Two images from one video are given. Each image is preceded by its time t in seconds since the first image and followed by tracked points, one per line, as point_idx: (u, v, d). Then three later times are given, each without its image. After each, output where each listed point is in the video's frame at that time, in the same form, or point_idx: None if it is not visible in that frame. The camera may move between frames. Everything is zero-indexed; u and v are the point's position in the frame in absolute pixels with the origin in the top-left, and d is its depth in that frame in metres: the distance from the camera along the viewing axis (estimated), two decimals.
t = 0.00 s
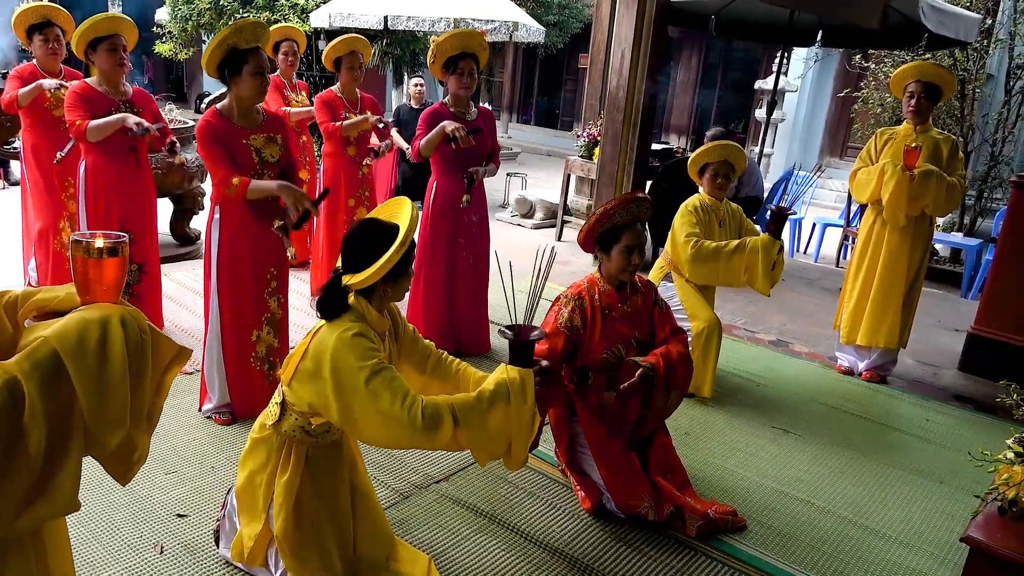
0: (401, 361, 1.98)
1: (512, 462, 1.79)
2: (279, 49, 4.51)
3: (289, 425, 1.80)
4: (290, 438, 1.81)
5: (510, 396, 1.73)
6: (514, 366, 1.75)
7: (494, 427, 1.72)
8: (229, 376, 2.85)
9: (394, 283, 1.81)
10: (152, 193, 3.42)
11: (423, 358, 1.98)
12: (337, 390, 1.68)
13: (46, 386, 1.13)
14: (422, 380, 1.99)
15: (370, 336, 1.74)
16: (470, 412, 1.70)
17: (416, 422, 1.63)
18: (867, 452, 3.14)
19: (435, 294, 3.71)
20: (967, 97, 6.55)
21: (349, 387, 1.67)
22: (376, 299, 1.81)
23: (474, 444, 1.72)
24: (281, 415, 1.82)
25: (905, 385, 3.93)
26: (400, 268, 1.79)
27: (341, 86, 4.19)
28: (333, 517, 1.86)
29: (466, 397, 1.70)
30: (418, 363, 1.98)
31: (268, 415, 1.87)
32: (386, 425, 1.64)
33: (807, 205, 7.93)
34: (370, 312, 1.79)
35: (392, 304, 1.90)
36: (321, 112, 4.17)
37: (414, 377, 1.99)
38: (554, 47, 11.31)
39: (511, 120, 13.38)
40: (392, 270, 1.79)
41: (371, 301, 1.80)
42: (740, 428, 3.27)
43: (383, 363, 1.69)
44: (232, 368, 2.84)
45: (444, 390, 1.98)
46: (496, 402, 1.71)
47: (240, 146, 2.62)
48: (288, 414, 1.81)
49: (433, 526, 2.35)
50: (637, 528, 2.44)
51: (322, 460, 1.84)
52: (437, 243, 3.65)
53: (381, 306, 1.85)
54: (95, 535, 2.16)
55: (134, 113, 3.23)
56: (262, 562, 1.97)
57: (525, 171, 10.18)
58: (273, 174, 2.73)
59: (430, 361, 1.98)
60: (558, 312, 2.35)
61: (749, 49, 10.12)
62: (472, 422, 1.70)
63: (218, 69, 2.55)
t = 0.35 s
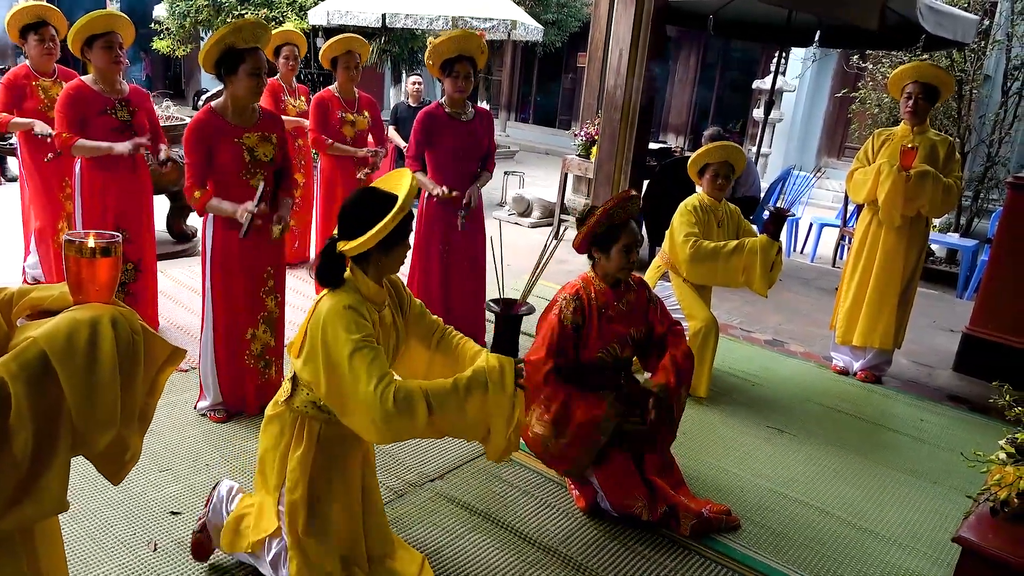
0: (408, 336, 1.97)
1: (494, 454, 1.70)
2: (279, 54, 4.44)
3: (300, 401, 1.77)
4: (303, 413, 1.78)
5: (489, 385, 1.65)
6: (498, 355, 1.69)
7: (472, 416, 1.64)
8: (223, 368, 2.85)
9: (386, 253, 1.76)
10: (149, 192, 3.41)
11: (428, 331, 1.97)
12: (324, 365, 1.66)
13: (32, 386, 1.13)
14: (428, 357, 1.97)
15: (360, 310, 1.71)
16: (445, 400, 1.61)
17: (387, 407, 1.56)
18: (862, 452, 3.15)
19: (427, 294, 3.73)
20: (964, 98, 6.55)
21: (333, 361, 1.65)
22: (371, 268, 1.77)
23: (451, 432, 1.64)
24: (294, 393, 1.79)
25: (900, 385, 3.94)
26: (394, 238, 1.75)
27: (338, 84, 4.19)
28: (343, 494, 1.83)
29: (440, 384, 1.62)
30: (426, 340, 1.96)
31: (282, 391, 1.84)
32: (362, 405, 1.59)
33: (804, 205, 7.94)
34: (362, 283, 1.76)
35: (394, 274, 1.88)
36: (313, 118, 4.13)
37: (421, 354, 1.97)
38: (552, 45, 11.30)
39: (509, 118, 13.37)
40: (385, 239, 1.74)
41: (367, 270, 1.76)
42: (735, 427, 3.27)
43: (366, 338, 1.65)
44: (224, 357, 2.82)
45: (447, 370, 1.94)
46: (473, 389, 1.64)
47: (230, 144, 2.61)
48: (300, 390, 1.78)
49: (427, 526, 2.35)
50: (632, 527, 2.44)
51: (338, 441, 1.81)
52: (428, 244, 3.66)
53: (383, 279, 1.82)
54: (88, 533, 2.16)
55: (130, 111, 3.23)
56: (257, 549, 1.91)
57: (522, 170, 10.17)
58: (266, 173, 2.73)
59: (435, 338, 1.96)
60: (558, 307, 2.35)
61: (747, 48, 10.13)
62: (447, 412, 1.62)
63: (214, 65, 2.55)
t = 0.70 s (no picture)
0: (397, 327, 1.96)
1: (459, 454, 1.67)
2: (273, 45, 4.45)
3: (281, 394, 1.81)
4: (285, 406, 1.81)
5: (450, 379, 1.60)
6: (465, 348, 1.62)
7: (431, 407, 1.62)
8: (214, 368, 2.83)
9: (340, 230, 1.73)
10: (141, 188, 3.40)
11: (417, 322, 1.95)
12: (285, 353, 1.69)
13: (15, 389, 1.13)
14: (421, 349, 1.94)
15: (321, 299, 1.72)
16: (400, 392, 1.59)
17: (335, 395, 1.57)
18: (854, 450, 3.16)
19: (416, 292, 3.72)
20: (957, 96, 6.55)
21: (293, 350, 1.68)
22: (332, 252, 1.77)
23: (411, 424, 1.62)
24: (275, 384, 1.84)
25: (893, 382, 3.96)
26: (344, 214, 1.72)
27: (332, 81, 4.16)
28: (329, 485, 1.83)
29: (397, 375, 1.60)
30: (416, 333, 1.94)
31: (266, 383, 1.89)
32: (317, 395, 1.61)
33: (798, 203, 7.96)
34: (331, 274, 1.78)
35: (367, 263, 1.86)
36: (306, 108, 4.12)
37: (415, 346, 1.96)
38: (547, 43, 11.29)
39: (503, 116, 13.36)
40: (334, 217, 1.72)
41: (330, 257, 1.77)
42: (729, 424, 3.28)
43: (322, 327, 1.66)
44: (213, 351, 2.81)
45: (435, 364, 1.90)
46: (432, 381, 1.60)
47: (222, 142, 2.62)
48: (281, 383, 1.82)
49: (420, 522, 2.36)
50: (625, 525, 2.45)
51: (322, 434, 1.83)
52: (420, 243, 3.67)
53: (355, 268, 1.81)
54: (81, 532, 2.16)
55: (120, 108, 3.20)
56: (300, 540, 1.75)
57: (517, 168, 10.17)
58: (259, 171, 2.73)
59: (426, 331, 1.93)
60: (559, 303, 2.36)
61: (742, 46, 10.12)
62: (403, 404, 1.60)
63: (205, 60, 2.55)
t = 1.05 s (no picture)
0: (366, 331, 1.94)
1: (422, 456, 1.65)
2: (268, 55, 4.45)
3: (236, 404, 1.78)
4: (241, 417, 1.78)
5: (409, 379, 1.59)
6: (430, 346, 1.58)
7: (388, 409, 1.60)
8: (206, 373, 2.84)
9: (289, 235, 1.73)
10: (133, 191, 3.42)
11: (390, 324, 1.92)
12: (236, 359, 1.69)
13: (8, 394, 1.14)
14: (393, 349, 1.92)
15: (271, 303, 1.71)
16: (353, 393, 1.58)
17: (285, 399, 1.55)
18: (847, 451, 3.18)
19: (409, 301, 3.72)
20: (950, 100, 6.58)
21: (242, 358, 1.67)
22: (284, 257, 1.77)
23: (367, 427, 1.61)
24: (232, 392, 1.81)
25: (886, 384, 3.98)
26: (295, 215, 1.71)
27: (331, 85, 4.14)
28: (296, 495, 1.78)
29: (353, 376, 1.59)
30: (388, 335, 1.92)
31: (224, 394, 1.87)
32: (266, 400, 1.59)
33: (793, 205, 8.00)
34: (285, 279, 1.77)
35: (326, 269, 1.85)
36: (304, 114, 4.11)
37: (385, 347, 1.94)
38: (543, 45, 11.31)
39: (500, 118, 13.39)
40: (284, 218, 1.71)
41: (285, 264, 1.77)
42: (722, 426, 3.30)
43: (270, 331, 1.65)
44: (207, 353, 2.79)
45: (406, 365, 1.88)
46: (390, 381, 1.59)
47: (223, 143, 2.63)
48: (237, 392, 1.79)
49: (414, 524, 2.37)
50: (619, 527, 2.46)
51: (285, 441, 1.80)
52: (416, 247, 3.67)
53: (310, 274, 1.80)
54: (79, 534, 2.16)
55: (113, 111, 3.22)
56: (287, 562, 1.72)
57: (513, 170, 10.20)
58: (258, 172, 2.72)
59: (399, 332, 1.91)
60: (557, 303, 2.37)
61: (737, 49, 10.15)
62: (357, 405, 1.58)
63: (203, 61, 2.57)
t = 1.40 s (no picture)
0: (356, 325, 1.95)
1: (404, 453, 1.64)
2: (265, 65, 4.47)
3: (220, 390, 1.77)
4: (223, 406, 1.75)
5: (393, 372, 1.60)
6: (415, 338, 1.58)
7: (371, 399, 1.61)
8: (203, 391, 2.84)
9: (288, 213, 1.72)
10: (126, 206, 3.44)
11: (378, 318, 1.93)
12: (221, 340, 1.69)
13: (3, 417, 1.16)
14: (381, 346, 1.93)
15: (264, 285, 1.71)
16: (334, 380, 1.59)
17: (265, 383, 1.55)
18: (843, 464, 3.19)
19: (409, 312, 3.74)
20: (944, 113, 6.63)
21: (229, 339, 1.67)
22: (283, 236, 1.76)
23: (346, 415, 1.62)
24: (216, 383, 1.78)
25: (882, 397, 4.00)
26: (295, 195, 1.70)
27: (331, 98, 4.16)
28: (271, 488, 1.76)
29: (337, 366, 1.59)
30: (376, 330, 1.93)
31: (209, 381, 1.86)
32: (246, 383, 1.60)
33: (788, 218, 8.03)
34: (279, 259, 1.77)
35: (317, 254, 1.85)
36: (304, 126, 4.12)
37: (372, 343, 1.94)
38: (540, 59, 11.39)
39: (498, 132, 13.47)
40: (285, 196, 1.70)
41: (281, 242, 1.77)
42: (719, 439, 3.31)
43: (259, 313, 1.65)
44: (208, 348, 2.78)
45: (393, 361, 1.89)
46: (373, 372, 1.61)
47: (220, 158, 2.65)
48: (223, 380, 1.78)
49: (411, 539, 2.37)
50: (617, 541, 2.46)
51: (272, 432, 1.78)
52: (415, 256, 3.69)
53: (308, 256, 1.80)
54: (77, 550, 2.16)
55: (106, 127, 3.23)
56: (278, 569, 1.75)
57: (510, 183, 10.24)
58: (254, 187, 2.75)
59: (387, 328, 1.92)
60: (554, 318, 2.39)
61: (733, 63, 10.22)
62: (336, 393, 1.59)
63: (201, 78, 2.60)
